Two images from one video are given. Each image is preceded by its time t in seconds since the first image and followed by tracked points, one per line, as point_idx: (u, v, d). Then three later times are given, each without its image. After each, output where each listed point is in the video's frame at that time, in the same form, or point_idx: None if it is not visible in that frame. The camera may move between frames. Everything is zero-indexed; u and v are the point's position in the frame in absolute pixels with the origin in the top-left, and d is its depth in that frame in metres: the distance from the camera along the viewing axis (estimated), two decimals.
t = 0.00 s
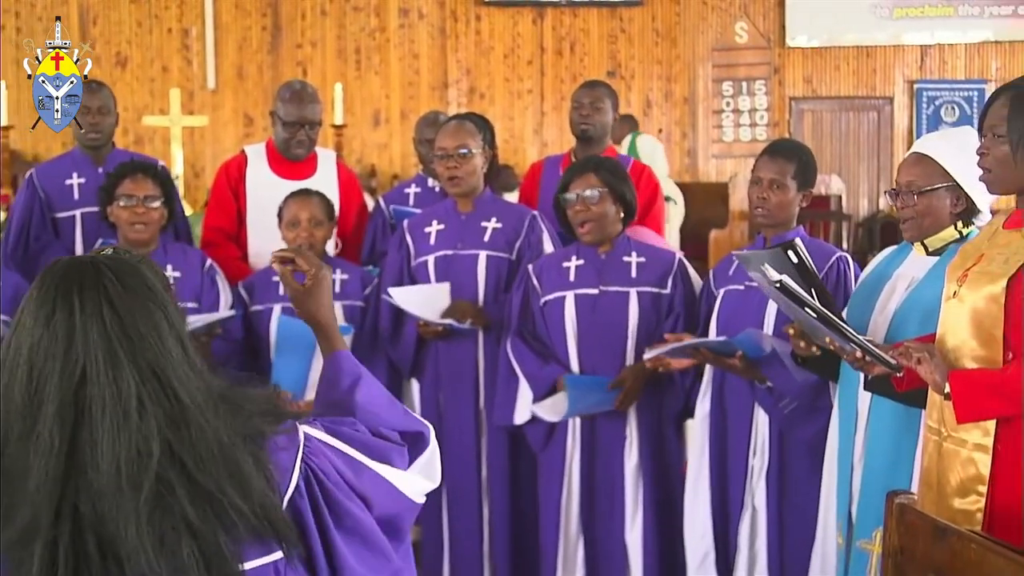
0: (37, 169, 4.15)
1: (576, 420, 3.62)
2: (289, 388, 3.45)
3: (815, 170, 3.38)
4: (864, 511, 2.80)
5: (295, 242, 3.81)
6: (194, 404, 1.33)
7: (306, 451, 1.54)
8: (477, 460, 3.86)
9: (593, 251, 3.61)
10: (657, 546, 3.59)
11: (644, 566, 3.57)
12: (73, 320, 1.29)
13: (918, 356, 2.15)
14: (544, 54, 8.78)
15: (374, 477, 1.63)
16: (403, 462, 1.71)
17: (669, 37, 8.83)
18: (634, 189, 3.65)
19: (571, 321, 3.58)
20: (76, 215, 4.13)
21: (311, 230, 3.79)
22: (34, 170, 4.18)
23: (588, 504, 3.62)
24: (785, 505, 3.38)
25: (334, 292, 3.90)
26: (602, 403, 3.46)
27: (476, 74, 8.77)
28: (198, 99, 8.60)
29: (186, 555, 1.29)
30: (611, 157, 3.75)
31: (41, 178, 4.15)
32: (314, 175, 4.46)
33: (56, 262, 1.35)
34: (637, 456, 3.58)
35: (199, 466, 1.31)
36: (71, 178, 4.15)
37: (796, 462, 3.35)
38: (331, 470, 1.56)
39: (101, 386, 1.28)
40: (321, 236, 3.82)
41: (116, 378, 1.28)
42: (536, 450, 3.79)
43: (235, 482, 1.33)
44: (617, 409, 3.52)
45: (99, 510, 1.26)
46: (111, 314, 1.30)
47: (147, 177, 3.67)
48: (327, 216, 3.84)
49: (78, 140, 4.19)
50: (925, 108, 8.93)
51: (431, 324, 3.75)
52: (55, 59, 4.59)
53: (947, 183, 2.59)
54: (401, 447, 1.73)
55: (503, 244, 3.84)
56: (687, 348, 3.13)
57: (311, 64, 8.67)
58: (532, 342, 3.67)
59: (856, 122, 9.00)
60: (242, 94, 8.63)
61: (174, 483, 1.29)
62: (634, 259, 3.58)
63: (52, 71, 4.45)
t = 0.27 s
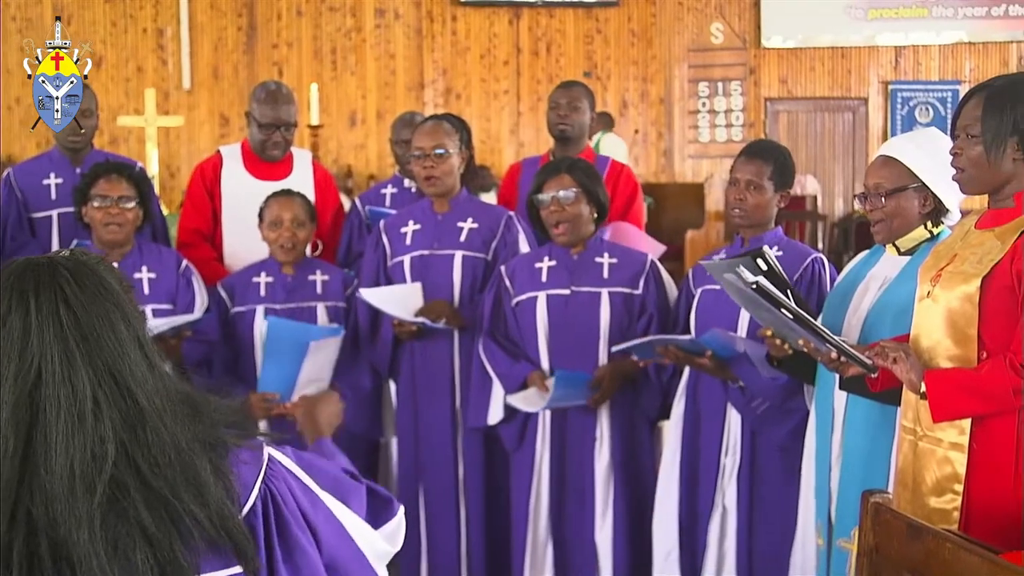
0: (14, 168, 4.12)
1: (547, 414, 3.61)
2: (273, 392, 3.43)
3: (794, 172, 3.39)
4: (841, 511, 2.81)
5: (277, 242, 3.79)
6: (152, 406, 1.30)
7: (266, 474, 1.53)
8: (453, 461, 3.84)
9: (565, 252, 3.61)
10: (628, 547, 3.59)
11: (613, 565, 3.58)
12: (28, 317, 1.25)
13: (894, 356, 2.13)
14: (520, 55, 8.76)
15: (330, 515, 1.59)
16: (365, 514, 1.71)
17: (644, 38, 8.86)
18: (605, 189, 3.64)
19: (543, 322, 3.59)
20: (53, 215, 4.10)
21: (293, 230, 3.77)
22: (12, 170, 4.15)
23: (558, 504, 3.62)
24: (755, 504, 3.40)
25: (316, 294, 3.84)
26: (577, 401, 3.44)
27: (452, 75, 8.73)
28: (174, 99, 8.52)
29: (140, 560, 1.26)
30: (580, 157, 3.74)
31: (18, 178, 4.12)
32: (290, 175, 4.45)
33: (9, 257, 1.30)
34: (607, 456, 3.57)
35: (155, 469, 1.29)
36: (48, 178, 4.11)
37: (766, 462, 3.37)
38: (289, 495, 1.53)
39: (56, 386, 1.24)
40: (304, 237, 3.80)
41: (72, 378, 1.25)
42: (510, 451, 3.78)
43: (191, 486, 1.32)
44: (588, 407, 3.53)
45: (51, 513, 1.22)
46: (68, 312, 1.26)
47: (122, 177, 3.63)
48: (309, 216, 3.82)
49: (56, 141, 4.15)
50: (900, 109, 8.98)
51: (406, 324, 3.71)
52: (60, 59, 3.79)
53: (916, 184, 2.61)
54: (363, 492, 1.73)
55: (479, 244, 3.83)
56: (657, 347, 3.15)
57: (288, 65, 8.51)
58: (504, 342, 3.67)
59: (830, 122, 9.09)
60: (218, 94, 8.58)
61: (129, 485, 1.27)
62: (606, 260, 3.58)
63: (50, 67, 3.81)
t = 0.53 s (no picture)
0: None
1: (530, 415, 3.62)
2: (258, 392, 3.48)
3: (775, 173, 3.40)
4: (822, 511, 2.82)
5: (259, 242, 3.76)
6: (146, 397, 1.33)
7: (244, 476, 1.50)
8: (435, 463, 3.82)
9: (550, 253, 3.60)
10: (609, 549, 3.58)
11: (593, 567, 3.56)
12: (34, 301, 1.29)
13: (876, 356, 2.11)
14: (502, 55, 8.76)
15: (313, 503, 1.57)
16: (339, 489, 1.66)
17: (626, 39, 8.86)
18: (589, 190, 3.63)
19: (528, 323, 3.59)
20: (35, 216, 4.06)
21: (275, 230, 3.76)
22: None
23: (541, 505, 3.62)
24: (743, 504, 3.40)
25: (299, 295, 3.82)
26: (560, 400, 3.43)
27: (434, 75, 8.75)
28: (155, 99, 8.47)
29: (120, 549, 1.28)
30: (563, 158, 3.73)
31: None
32: (273, 176, 4.42)
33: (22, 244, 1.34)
34: (591, 457, 3.57)
35: (144, 459, 1.32)
36: (30, 178, 4.07)
37: (754, 461, 3.37)
38: (267, 493, 1.51)
39: (56, 369, 1.28)
40: (286, 237, 3.79)
41: (72, 362, 1.29)
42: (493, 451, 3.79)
43: (177, 480, 1.34)
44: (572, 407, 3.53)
45: (40, 492, 1.25)
46: (73, 300, 1.30)
47: (104, 179, 3.60)
48: (291, 218, 3.81)
49: (39, 142, 4.13)
50: (881, 109, 8.95)
51: (387, 326, 3.71)
52: (57, 57, 3.60)
53: (893, 181, 2.62)
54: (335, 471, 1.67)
55: (461, 245, 3.82)
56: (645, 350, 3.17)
57: (268, 65, 8.59)
58: (489, 343, 3.67)
59: (812, 123, 9.04)
60: (199, 94, 8.53)
61: (117, 474, 1.30)
62: (591, 262, 3.57)
63: (51, 70, 3.65)
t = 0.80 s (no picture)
0: None
1: (523, 413, 3.61)
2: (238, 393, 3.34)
3: (759, 173, 3.41)
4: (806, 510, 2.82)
5: (241, 243, 3.73)
6: (143, 371, 1.38)
7: (225, 471, 1.51)
8: (421, 463, 3.82)
9: (546, 253, 3.60)
10: (602, 547, 3.58)
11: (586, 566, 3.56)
12: (34, 278, 1.31)
13: (859, 357, 2.11)
14: (487, 56, 8.74)
15: (286, 509, 1.57)
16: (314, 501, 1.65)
17: (612, 39, 8.81)
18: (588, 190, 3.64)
19: (522, 321, 3.58)
20: (18, 217, 4.02)
21: (257, 230, 3.72)
22: None
23: (533, 505, 3.62)
24: (732, 504, 3.40)
25: (279, 295, 3.80)
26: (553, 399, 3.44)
27: (420, 76, 8.75)
28: (139, 99, 8.42)
29: (124, 517, 1.33)
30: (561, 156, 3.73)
31: None
32: (257, 177, 4.41)
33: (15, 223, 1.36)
34: (583, 457, 3.57)
35: (143, 432, 1.36)
36: (13, 179, 4.05)
37: (742, 461, 3.38)
38: (243, 492, 1.52)
39: (57, 340, 1.30)
40: (268, 237, 3.75)
41: (74, 337, 1.32)
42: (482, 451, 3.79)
43: (173, 452, 1.39)
44: (564, 406, 3.52)
45: (45, 463, 1.28)
46: (71, 277, 1.33)
47: (89, 180, 3.58)
48: (272, 218, 3.77)
49: (23, 143, 4.10)
50: (867, 110, 9.01)
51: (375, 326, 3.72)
52: (56, 57, 3.55)
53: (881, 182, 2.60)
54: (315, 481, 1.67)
55: (447, 245, 3.81)
56: (635, 349, 3.16)
57: (254, 66, 8.47)
58: (482, 341, 3.65)
59: (797, 123, 9.14)
60: (184, 94, 8.50)
61: (117, 445, 1.34)
62: (587, 262, 3.57)
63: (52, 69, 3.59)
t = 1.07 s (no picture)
0: None
1: (512, 414, 3.61)
2: (211, 394, 3.41)
3: (744, 173, 3.42)
4: (787, 510, 2.83)
5: (219, 243, 3.73)
6: (112, 381, 1.33)
7: (208, 483, 1.51)
8: (408, 465, 3.82)
9: (535, 252, 3.60)
10: (591, 548, 3.59)
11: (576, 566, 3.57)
12: None
13: (843, 356, 2.12)
14: (472, 56, 8.76)
15: (271, 537, 1.55)
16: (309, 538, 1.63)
17: (596, 40, 8.88)
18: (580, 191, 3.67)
19: (511, 321, 3.57)
20: None
21: (235, 232, 3.71)
22: None
23: (520, 506, 3.63)
24: (715, 504, 3.42)
25: (259, 296, 3.78)
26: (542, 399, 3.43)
27: (404, 76, 8.73)
28: (123, 99, 8.41)
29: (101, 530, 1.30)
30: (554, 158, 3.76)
31: None
32: (241, 178, 4.39)
33: None
34: (572, 458, 3.56)
35: (115, 443, 1.32)
36: None
37: (725, 461, 3.39)
38: (227, 510, 1.51)
39: (20, 353, 1.26)
40: (246, 238, 3.74)
41: (38, 350, 1.27)
42: (469, 451, 3.79)
43: (148, 463, 1.35)
44: (553, 407, 3.52)
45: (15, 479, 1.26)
46: (33, 288, 1.29)
47: (74, 181, 3.55)
48: (251, 219, 3.76)
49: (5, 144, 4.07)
50: (849, 111, 9.02)
51: (362, 326, 3.71)
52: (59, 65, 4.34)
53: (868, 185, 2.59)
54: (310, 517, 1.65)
55: (435, 245, 3.81)
56: (615, 347, 3.15)
57: (238, 66, 8.54)
58: (471, 341, 3.64)
59: (781, 124, 9.07)
60: (168, 95, 8.47)
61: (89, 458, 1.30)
62: (577, 262, 3.57)
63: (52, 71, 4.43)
